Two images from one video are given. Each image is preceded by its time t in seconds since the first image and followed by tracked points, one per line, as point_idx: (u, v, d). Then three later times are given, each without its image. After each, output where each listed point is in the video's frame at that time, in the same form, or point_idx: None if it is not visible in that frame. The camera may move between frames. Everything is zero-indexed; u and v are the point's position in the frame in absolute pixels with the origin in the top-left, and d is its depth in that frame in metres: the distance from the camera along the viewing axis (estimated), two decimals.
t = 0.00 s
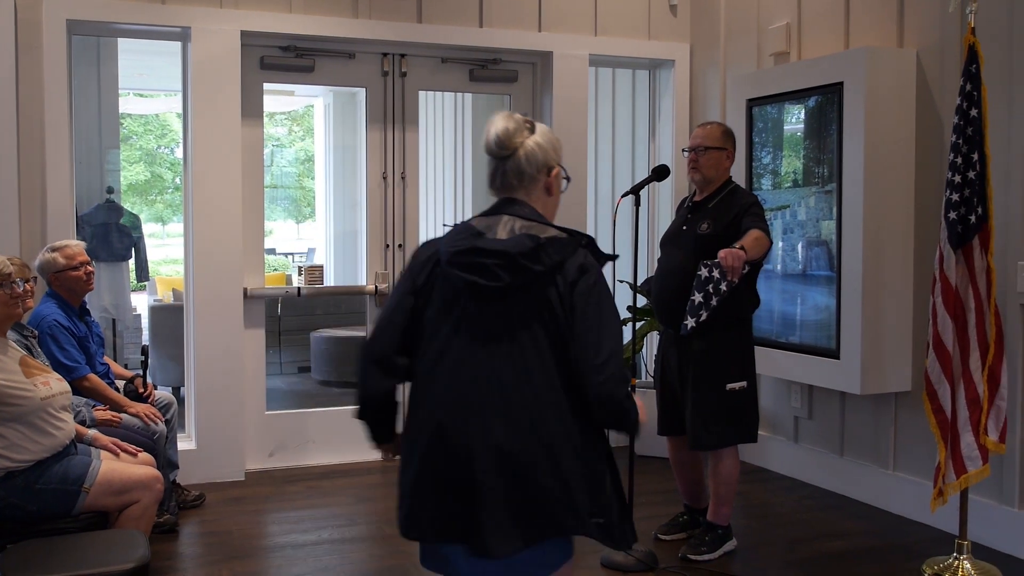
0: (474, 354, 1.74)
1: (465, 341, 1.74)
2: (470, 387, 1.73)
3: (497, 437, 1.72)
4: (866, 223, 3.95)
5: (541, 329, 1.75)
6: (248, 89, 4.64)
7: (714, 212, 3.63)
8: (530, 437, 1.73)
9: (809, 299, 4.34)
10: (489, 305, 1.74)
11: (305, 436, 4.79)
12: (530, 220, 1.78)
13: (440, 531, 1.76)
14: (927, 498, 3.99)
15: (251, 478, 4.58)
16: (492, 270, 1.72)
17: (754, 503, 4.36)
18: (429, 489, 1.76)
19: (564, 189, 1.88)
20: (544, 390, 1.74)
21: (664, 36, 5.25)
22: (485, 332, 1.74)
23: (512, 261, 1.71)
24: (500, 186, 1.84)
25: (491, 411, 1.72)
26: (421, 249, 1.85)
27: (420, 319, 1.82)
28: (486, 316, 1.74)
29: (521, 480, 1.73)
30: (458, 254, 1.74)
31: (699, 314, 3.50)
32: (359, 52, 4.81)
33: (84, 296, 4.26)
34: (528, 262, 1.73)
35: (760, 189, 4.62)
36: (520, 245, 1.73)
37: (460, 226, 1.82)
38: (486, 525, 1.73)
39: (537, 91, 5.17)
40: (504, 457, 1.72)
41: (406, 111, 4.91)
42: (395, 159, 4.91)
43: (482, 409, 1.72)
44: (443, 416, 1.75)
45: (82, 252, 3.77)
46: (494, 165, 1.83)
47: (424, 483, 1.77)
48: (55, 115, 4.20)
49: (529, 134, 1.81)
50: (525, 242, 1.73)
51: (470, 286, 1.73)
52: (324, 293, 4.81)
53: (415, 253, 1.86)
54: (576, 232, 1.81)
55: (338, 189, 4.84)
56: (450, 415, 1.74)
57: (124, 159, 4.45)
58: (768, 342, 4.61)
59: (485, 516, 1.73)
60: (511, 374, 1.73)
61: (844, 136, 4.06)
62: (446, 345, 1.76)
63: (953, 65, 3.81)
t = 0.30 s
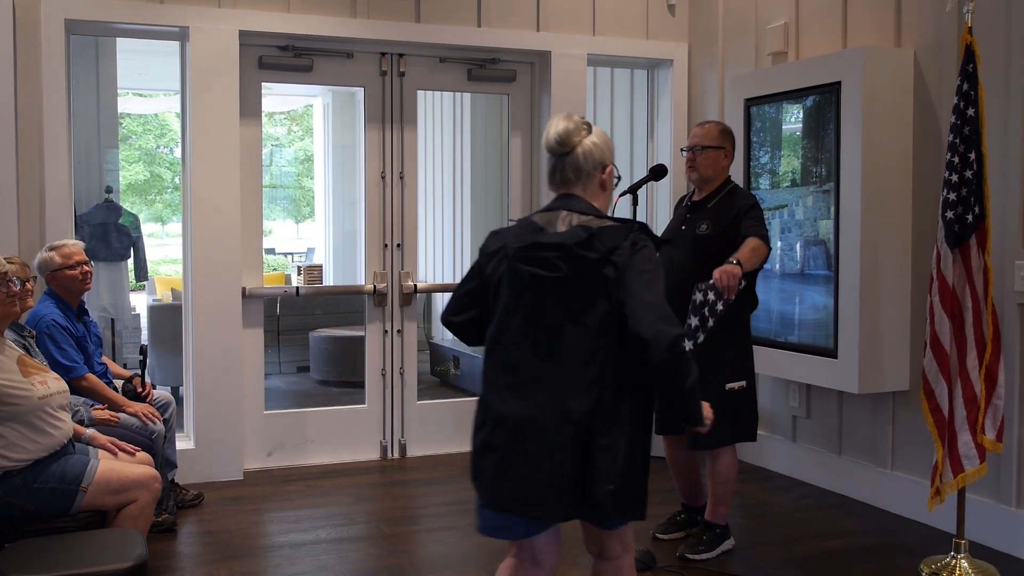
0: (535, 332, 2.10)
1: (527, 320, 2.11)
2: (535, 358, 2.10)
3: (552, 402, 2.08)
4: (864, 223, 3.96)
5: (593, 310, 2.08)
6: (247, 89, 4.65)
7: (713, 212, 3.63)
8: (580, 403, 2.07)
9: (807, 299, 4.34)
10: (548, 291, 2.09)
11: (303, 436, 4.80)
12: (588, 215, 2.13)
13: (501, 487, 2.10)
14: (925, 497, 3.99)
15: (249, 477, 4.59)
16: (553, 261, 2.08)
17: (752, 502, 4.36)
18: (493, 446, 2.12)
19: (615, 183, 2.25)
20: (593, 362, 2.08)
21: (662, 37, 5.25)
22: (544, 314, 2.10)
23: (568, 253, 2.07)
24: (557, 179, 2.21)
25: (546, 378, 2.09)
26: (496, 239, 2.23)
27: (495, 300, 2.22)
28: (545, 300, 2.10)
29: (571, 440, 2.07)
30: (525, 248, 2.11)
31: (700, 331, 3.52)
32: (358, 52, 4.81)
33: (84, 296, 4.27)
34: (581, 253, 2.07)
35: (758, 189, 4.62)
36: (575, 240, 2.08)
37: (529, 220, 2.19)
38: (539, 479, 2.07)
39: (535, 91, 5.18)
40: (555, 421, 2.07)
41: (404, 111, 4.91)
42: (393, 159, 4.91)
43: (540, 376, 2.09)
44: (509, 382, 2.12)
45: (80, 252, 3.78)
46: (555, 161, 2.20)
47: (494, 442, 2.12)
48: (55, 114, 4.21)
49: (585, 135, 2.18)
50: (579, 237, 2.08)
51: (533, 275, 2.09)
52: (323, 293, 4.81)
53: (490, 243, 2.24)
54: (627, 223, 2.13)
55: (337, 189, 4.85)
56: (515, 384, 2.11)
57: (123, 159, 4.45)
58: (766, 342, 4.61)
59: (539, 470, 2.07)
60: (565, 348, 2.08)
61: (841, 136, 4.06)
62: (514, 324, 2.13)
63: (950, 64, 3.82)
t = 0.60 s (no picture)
0: (598, 334, 2.31)
1: (590, 322, 2.32)
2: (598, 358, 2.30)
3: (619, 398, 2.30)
4: (859, 222, 3.97)
5: (653, 313, 2.32)
6: (243, 89, 4.65)
7: (707, 210, 3.64)
8: (646, 395, 2.30)
9: (803, 298, 4.35)
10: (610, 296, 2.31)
11: (299, 436, 4.80)
12: (638, 223, 2.36)
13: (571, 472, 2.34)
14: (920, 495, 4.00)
15: (245, 477, 4.59)
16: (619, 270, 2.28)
17: (747, 501, 4.37)
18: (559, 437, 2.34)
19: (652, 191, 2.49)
20: (653, 360, 2.32)
21: (658, 36, 5.26)
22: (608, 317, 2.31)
23: (634, 261, 2.28)
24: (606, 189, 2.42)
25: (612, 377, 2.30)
26: (542, 243, 2.37)
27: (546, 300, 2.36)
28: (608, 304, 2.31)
29: (638, 431, 2.31)
30: (589, 256, 2.29)
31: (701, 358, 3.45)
32: (354, 51, 4.81)
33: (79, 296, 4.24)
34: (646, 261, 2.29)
35: (754, 188, 4.62)
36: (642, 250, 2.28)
37: (576, 227, 2.37)
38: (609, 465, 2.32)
39: (532, 90, 5.18)
40: (622, 411, 2.30)
41: (400, 110, 4.91)
42: (389, 158, 4.91)
43: (606, 372, 2.30)
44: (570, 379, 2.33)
45: (77, 252, 3.78)
46: (605, 172, 2.41)
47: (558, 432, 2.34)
48: (51, 113, 4.21)
49: (632, 148, 2.40)
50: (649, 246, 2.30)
51: (598, 281, 2.28)
52: (319, 293, 4.81)
53: (537, 245, 2.38)
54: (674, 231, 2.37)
55: (333, 188, 4.86)
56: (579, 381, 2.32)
57: (120, 159, 4.45)
58: (762, 341, 4.61)
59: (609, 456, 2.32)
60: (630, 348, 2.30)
61: (837, 135, 4.07)
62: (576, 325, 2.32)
63: (945, 64, 3.83)
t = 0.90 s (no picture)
0: (627, 328, 2.42)
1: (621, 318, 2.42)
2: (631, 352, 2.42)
3: (652, 389, 2.41)
4: (848, 223, 3.98)
5: (680, 308, 2.45)
6: (233, 89, 4.65)
7: (687, 208, 3.67)
8: (673, 386, 2.43)
9: (792, 298, 4.36)
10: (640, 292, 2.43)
11: (289, 436, 4.80)
12: (662, 225, 2.51)
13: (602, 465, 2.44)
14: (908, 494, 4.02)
15: (236, 477, 4.59)
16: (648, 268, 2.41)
17: (737, 500, 4.38)
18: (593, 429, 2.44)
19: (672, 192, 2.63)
20: (683, 353, 2.44)
21: (649, 36, 5.27)
22: (639, 313, 2.43)
23: (662, 260, 2.41)
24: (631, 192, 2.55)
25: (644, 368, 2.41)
26: (570, 244, 2.48)
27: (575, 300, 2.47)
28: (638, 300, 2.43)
29: (668, 421, 2.42)
30: (620, 255, 2.42)
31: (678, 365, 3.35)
32: (345, 52, 4.81)
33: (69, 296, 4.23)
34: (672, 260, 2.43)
35: (744, 188, 4.63)
36: (670, 249, 2.42)
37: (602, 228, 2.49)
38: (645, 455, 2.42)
39: (522, 91, 5.19)
40: (651, 401, 2.41)
41: (391, 110, 4.92)
42: (380, 159, 4.91)
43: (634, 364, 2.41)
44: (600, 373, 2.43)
45: (67, 252, 3.77)
46: (634, 176, 2.53)
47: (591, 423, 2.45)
48: (41, 113, 4.20)
49: (658, 154, 2.53)
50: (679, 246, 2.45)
51: (628, 279, 2.41)
52: (309, 293, 4.81)
53: (564, 247, 2.48)
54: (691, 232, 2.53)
55: (324, 188, 4.85)
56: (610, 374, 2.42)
57: (110, 159, 4.45)
58: (752, 341, 4.63)
59: (646, 446, 2.43)
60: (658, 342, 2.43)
61: (826, 135, 4.08)
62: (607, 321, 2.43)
63: (934, 65, 3.85)
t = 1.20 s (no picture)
0: (640, 315, 2.64)
1: (633, 308, 2.65)
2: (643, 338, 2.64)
3: (667, 371, 2.63)
4: (834, 223, 4.00)
5: (693, 295, 2.66)
6: (220, 88, 4.63)
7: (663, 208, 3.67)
8: (685, 367, 2.64)
9: (779, 298, 4.38)
10: (651, 283, 2.65)
11: (276, 437, 4.78)
12: (673, 219, 2.70)
13: (617, 443, 2.67)
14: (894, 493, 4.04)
15: (223, 478, 4.57)
16: (660, 259, 2.62)
17: (725, 500, 4.40)
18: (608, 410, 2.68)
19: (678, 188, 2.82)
20: (695, 337, 2.66)
21: (636, 37, 5.28)
22: (652, 301, 2.64)
23: (676, 250, 2.61)
24: (640, 187, 2.75)
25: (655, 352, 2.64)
26: (584, 239, 2.71)
27: (592, 290, 2.71)
28: (650, 290, 2.64)
29: (681, 399, 2.64)
30: (632, 249, 2.62)
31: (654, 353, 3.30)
32: (332, 51, 4.80)
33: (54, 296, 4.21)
34: (682, 250, 2.63)
35: (730, 189, 4.65)
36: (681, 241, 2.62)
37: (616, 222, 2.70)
38: (659, 434, 2.65)
39: (510, 91, 5.19)
40: (665, 382, 2.64)
41: (378, 110, 4.91)
42: (367, 158, 4.90)
43: (647, 347, 2.64)
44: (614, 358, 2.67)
45: (52, 252, 3.75)
46: (643, 172, 2.73)
47: (608, 405, 2.68)
48: (26, 113, 4.18)
49: (665, 151, 2.74)
50: (689, 238, 2.65)
51: (641, 269, 2.62)
52: (297, 293, 4.80)
53: (579, 242, 2.71)
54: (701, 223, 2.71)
55: (311, 188, 4.84)
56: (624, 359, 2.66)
57: (97, 158, 4.43)
58: (738, 341, 4.64)
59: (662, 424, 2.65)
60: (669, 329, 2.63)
61: (812, 136, 4.09)
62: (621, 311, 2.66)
63: (919, 66, 3.87)
